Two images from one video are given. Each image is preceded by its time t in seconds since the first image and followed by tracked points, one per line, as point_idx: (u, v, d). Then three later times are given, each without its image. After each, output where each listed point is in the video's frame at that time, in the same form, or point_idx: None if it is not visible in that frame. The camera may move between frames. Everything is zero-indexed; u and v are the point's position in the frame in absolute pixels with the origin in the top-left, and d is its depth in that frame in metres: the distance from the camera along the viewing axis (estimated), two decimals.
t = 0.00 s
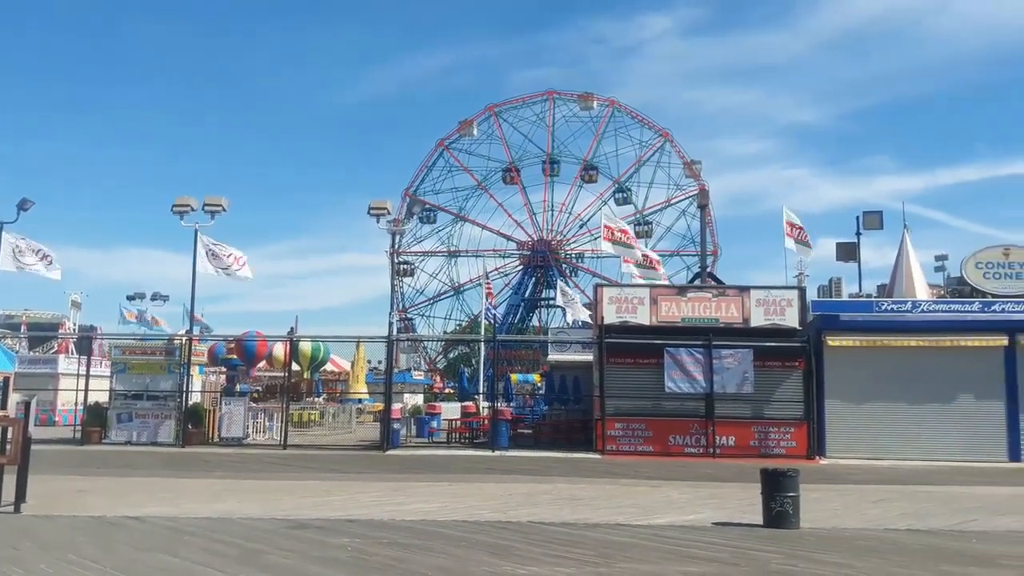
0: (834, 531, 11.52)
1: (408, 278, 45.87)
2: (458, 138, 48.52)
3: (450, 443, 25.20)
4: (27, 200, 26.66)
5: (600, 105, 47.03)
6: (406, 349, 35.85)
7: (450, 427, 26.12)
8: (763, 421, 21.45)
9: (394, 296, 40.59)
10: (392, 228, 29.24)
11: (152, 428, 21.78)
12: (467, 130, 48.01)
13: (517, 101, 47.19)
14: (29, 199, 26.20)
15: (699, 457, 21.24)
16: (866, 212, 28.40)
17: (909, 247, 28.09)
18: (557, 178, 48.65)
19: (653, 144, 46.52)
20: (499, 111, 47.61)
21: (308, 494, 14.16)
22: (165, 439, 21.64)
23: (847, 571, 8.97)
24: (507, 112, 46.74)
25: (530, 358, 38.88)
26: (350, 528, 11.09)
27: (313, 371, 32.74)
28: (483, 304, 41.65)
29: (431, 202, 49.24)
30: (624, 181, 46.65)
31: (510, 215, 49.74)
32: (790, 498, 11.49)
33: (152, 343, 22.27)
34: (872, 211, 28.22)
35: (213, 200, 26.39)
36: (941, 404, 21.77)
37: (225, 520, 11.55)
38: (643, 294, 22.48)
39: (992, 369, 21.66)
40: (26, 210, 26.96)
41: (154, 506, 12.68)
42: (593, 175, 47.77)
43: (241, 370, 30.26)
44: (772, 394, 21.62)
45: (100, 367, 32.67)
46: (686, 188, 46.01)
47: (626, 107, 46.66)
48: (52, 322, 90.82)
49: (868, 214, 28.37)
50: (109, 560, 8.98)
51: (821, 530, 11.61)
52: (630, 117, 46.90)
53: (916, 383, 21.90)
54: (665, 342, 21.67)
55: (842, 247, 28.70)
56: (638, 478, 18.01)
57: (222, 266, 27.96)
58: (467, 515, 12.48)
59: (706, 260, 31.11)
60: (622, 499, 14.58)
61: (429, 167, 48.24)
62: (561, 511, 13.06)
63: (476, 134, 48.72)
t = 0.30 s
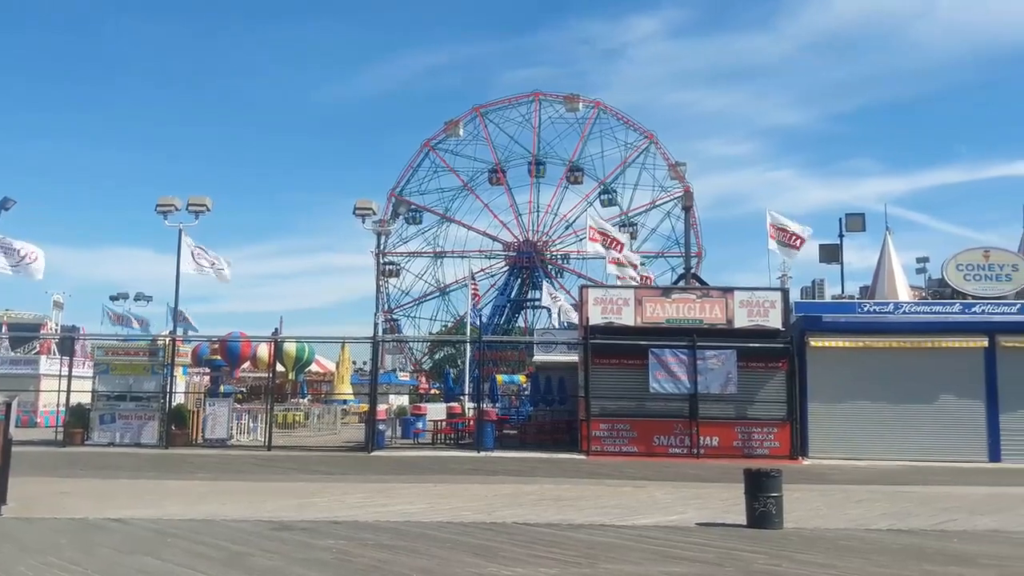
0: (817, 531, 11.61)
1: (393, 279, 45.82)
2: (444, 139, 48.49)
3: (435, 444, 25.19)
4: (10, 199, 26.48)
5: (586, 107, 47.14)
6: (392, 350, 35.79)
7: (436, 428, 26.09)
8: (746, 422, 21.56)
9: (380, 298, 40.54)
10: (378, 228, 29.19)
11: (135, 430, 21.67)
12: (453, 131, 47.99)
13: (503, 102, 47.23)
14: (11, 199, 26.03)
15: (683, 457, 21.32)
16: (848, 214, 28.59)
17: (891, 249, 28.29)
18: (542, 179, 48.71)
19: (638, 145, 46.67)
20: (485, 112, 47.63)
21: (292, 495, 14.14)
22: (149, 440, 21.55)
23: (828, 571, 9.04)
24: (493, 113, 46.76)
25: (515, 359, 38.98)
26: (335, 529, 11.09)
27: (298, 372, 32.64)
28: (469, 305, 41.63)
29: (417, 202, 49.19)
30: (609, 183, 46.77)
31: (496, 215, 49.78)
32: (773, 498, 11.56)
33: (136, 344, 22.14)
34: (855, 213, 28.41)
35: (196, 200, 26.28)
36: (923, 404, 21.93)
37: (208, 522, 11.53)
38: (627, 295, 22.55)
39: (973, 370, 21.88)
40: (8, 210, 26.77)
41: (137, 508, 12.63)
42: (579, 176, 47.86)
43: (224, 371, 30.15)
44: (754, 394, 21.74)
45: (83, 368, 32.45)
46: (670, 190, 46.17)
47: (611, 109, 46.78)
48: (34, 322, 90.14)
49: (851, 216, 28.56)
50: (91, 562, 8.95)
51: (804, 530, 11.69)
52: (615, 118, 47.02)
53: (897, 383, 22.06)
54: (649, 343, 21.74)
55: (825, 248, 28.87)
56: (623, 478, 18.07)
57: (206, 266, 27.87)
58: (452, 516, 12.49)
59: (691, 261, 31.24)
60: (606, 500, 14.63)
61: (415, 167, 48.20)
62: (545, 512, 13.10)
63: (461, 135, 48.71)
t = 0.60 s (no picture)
0: (806, 530, 11.65)
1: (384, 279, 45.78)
2: (435, 139, 48.48)
3: (426, 444, 25.17)
4: None
5: (576, 107, 47.19)
6: (382, 350, 35.75)
7: (426, 428, 26.06)
8: (735, 422, 21.62)
9: (370, 297, 40.50)
10: (368, 228, 29.13)
11: (123, 430, 21.60)
12: (444, 131, 47.97)
13: (494, 102, 47.25)
14: None
15: (672, 457, 21.37)
16: (837, 215, 28.69)
17: (879, 250, 28.41)
18: (533, 179, 48.74)
19: (628, 146, 46.76)
20: (476, 113, 47.63)
21: (281, 496, 14.12)
22: (137, 441, 21.49)
23: (817, 570, 9.07)
24: (484, 113, 46.78)
25: (506, 359, 39.02)
26: (324, 529, 11.08)
27: (287, 371, 32.55)
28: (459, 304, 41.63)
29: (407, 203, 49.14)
30: (600, 183, 46.84)
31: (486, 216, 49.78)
32: (762, 497, 11.59)
33: (124, 344, 22.05)
34: (844, 214, 28.52)
35: (185, 199, 26.19)
36: (911, 404, 22.03)
37: (197, 522, 11.50)
38: (618, 295, 22.57)
39: (960, 370, 21.98)
40: None
41: (125, 508, 12.58)
42: (569, 177, 47.91)
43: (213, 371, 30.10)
44: (744, 395, 21.80)
45: (71, 368, 32.31)
46: (661, 191, 46.25)
47: (602, 110, 46.83)
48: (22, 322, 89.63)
49: (840, 217, 28.66)
50: (78, 563, 8.92)
51: (793, 530, 11.74)
52: (606, 119, 47.09)
53: (886, 383, 22.15)
54: (639, 343, 21.77)
55: (814, 248, 28.96)
56: (612, 478, 18.09)
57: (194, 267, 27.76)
58: (442, 516, 12.49)
59: (681, 261, 31.28)
60: (596, 500, 14.65)
61: (406, 167, 48.16)
62: (535, 511, 13.12)
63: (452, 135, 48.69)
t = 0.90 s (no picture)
0: (789, 527, 11.71)
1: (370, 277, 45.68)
2: (421, 136, 48.40)
3: (411, 442, 25.13)
4: None
5: (564, 106, 47.22)
6: (367, 348, 35.68)
7: (411, 426, 26.01)
8: (720, 420, 21.70)
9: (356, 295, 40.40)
10: (354, 225, 29.05)
11: (106, 428, 21.47)
12: (431, 128, 47.90)
13: (481, 100, 47.23)
14: None
15: (657, 455, 21.44)
16: (822, 215, 28.83)
17: (863, 250, 28.58)
18: (520, 177, 48.75)
19: (615, 145, 46.88)
20: (463, 110, 47.59)
21: (266, 494, 14.07)
22: (120, 438, 21.36)
23: (800, 568, 9.11)
24: (471, 111, 46.75)
25: (492, 357, 39.05)
26: (308, 527, 11.05)
27: (272, 369, 32.43)
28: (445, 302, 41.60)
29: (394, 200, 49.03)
30: (587, 182, 46.91)
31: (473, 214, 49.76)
32: (746, 495, 11.65)
33: (108, 341, 21.89)
34: (828, 214, 28.67)
35: (170, 196, 26.05)
36: (894, 402, 22.17)
37: (180, 520, 11.45)
38: (604, 293, 22.61)
39: (943, 368, 22.14)
40: None
41: (108, 506, 12.50)
42: (556, 175, 47.96)
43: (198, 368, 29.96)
44: (729, 393, 21.89)
45: (53, 365, 32.06)
46: (647, 190, 46.36)
47: (589, 108, 46.89)
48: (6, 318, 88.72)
49: (825, 217, 28.80)
50: (60, 561, 8.86)
51: (777, 527, 11.80)
52: (593, 118, 47.14)
53: (869, 382, 22.28)
54: (625, 341, 21.83)
55: (799, 248, 29.09)
56: (598, 476, 18.12)
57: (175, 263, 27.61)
58: (427, 514, 12.48)
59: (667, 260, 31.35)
60: (582, 497, 14.68)
61: (393, 165, 48.07)
62: (520, 509, 13.12)
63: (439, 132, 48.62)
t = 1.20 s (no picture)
0: (777, 526, 11.76)
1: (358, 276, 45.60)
2: (410, 135, 48.36)
3: (399, 442, 25.11)
4: None
5: (553, 105, 47.26)
6: (356, 347, 35.65)
7: (400, 425, 25.96)
8: (708, 419, 21.78)
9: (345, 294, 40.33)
10: (343, 224, 29.01)
11: (93, 427, 21.37)
12: (420, 127, 47.86)
13: (470, 99, 47.24)
14: None
15: (645, 454, 21.50)
16: (809, 215, 28.95)
17: (850, 250, 28.72)
18: (509, 177, 48.78)
19: (604, 145, 46.97)
20: (453, 109, 47.57)
21: (255, 493, 14.05)
22: (107, 438, 21.27)
23: (788, 566, 9.15)
24: (460, 110, 46.75)
25: (481, 356, 39.09)
26: (297, 528, 11.03)
27: (260, 368, 32.35)
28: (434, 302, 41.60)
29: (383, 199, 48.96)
30: (575, 182, 46.97)
31: (462, 213, 49.75)
32: (734, 494, 11.69)
33: (95, 340, 21.79)
34: (816, 214, 28.79)
35: (157, 194, 25.94)
36: (881, 401, 22.28)
37: (168, 520, 11.41)
38: (593, 293, 22.66)
39: (929, 368, 22.27)
40: None
41: (94, 507, 12.44)
42: (546, 175, 48.00)
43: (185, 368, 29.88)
44: (716, 392, 21.96)
45: (39, 364, 31.88)
46: (636, 190, 46.45)
47: (578, 108, 46.95)
48: None
49: (813, 217, 28.92)
50: (47, 562, 8.81)
51: (764, 525, 11.85)
52: (582, 118, 47.21)
53: (856, 381, 22.39)
54: (613, 340, 21.87)
55: (787, 248, 29.20)
56: (586, 475, 18.17)
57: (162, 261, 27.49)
58: (415, 514, 12.48)
59: (656, 260, 31.42)
60: (571, 496, 14.71)
61: (381, 164, 48.00)
62: (509, 508, 13.14)
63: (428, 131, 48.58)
